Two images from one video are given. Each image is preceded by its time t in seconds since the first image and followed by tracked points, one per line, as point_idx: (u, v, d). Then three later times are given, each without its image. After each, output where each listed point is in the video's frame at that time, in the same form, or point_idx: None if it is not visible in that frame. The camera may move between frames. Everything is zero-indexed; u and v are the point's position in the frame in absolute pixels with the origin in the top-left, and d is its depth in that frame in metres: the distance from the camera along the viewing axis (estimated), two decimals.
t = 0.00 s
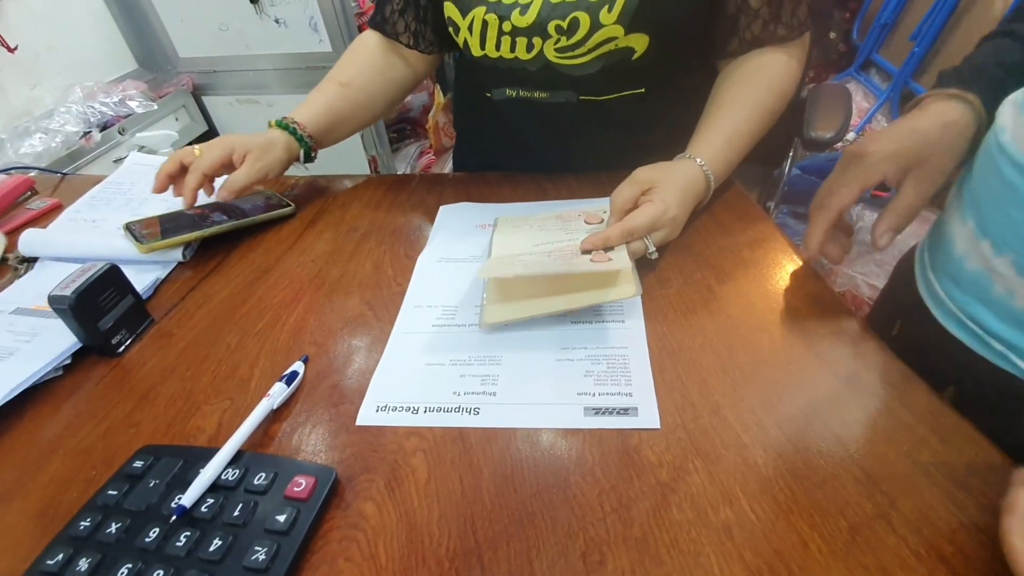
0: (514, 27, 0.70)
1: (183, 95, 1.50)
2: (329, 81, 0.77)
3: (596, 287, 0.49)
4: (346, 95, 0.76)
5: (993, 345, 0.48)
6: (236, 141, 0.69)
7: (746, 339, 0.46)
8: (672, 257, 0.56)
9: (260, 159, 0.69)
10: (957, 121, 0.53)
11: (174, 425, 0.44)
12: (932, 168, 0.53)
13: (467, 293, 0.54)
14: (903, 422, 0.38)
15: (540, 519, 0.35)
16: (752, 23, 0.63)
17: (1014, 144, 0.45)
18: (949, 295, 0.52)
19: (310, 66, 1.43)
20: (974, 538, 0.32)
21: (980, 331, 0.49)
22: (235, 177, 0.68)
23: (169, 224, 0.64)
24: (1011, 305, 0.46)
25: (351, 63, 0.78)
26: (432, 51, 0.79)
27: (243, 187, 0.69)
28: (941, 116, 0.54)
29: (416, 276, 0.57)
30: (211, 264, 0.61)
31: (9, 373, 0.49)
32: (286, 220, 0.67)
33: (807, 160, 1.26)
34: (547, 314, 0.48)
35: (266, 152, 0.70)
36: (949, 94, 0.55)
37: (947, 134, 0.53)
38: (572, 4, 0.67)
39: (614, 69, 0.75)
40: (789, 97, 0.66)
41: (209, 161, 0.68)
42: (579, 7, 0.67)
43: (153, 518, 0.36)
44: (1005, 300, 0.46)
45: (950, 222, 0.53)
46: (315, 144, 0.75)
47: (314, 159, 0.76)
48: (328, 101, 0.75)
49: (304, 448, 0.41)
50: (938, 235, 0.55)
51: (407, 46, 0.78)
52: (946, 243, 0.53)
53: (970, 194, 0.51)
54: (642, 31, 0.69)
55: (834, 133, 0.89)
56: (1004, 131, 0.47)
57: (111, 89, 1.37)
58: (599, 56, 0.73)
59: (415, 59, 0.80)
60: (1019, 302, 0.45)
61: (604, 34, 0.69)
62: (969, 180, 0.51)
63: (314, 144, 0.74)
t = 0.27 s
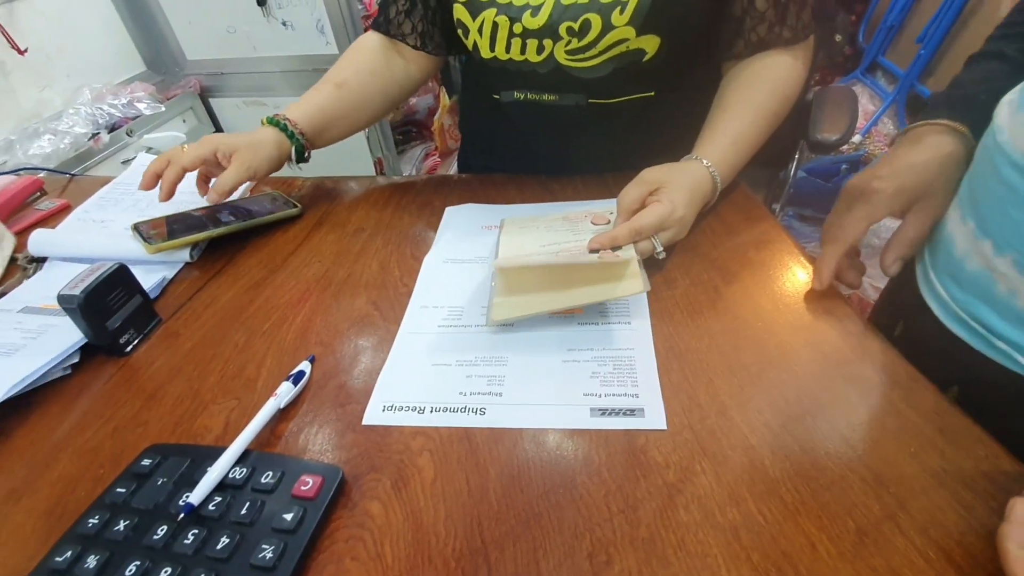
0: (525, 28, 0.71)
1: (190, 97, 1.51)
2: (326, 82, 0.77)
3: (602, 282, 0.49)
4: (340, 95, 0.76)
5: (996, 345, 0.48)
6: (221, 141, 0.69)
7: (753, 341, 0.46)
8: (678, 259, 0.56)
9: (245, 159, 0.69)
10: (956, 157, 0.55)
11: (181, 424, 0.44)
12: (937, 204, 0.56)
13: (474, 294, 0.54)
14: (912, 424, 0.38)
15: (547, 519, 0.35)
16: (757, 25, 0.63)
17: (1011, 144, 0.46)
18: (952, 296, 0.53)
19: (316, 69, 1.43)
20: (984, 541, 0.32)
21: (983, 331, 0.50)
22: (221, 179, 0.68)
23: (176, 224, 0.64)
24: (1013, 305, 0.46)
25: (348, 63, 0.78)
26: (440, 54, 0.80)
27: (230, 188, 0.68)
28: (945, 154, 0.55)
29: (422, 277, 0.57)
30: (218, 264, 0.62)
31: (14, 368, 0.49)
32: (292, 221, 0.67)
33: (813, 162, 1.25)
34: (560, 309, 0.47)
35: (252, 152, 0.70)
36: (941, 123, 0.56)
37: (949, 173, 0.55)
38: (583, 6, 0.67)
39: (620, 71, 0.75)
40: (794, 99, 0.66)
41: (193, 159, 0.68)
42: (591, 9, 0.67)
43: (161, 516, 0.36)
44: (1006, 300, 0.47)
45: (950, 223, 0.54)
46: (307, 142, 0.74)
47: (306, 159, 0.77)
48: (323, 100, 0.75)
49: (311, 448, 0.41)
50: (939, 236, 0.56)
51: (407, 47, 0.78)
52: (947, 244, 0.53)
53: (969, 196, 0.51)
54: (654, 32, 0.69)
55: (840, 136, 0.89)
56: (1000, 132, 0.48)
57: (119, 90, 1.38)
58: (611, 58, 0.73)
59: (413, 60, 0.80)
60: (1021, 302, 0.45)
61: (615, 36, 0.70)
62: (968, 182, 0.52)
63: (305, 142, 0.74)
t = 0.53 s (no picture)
0: (523, 30, 0.71)
1: (195, 98, 1.52)
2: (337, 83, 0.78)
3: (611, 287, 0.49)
4: (353, 97, 0.77)
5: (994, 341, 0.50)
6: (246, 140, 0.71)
7: (757, 342, 0.46)
8: (682, 260, 0.56)
9: (275, 159, 0.71)
10: (935, 175, 0.59)
11: (187, 423, 0.44)
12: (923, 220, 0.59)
13: (478, 293, 0.54)
14: (918, 426, 0.38)
15: (552, 519, 0.35)
16: (760, 28, 0.63)
17: (1006, 144, 0.48)
18: (951, 295, 0.54)
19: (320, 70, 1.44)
20: (992, 542, 0.32)
21: (982, 329, 0.51)
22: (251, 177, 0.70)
23: (181, 224, 0.64)
24: (1011, 302, 0.48)
25: (359, 64, 0.79)
26: (440, 53, 0.80)
27: (261, 186, 0.70)
28: (924, 174, 0.59)
29: (426, 277, 0.57)
30: (223, 264, 0.62)
31: (21, 367, 0.49)
32: (297, 221, 0.67)
33: (817, 164, 1.26)
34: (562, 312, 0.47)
35: (281, 154, 0.71)
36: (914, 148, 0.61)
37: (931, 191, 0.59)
38: (581, 8, 0.68)
39: (623, 72, 0.75)
40: (799, 101, 0.66)
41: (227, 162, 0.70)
42: (589, 11, 0.68)
43: (166, 514, 0.36)
44: (1004, 297, 0.48)
45: (946, 224, 0.55)
46: (324, 143, 0.76)
47: (324, 154, 0.77)
48: (335, 102, 0.76)
49: (315, 447, 0.41)
50: (934, 236, 0.57)
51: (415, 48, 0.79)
52: (944, 244, 0.55)
53: (966, 197, 0.53)
54: (652, 36, 0.70)
55: (844, 137, 0.89)
56: (995, 133, 0.50)
57: (125, 91, 1.39)
58: (607, 59, 0.73)
59: (422, 61, 0.80)
60: (1020, 299, 0.47)
61: (611, 39, 0.70)
62: (963, 183, 0.54)
63: (323, 143, 0.76)
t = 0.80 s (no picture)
0: (528, 31, 0.71)
1: (198, 100, 1.53)
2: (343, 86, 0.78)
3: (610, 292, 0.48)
4: (357, 101, 0.77)
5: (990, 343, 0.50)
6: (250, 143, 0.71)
7: (759, 344, 0.46)
8: (683, 261, 0.56)
9: (274, 158, 0.71)
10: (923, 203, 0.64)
11: (187, 424, 0.44)
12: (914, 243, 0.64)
13: (478, 295, 0.54)
14: (920, 429, 0.38)
15: (552, 522, 0.35)
16: (762, 28, 0.63)
17: (1000, 145, 0.49)
18: (946, 296, 0.54)
19: (323, 72, 1.44)
20: (995, 547, 0.32)
21: (978, 329, 0.51)
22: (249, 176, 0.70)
23: (183, 226, 0.65)
24: (1006, 302, 0.48)
25: (365, 68, 0.79)
26: (446, 57, 0.80)
27: (257, 185, 0.70)
28: (913, 202, 0.64)
29: (427, 278, 0.57)
30: (225, 266, 0.62)
31: (21, 365, 0.49)
32: (298, 223, 0.68)
33: (819, 166, 1.26)
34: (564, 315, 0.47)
35: (281, 154, 0.72)
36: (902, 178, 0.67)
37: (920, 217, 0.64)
38: (586, 10, 0.68)
39: (625, 73, 0.75)
40: (801, 102, 0.66)
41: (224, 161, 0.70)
42: (593, 12, 0.68)
43: (165, 516, 0.36)
44: (999, 298, 0.48)
45: (941, 225, 0.55)
46: (327, 146, 0.76)
47: (327, 160, 0.77)
48: (340, 106, 0.77)
49: (314, 449, 0.41)
50: (930, 237, 0.57)
51: (419, 52, 0.79)
52: (939, 245, 0.55)
53: (961, 197, 0.53)
54: (656, 36, 0.70)
55: (847, 139, 0.89)
56: (989, 134, 0.50)
57: (128, 94, 1.39)
58: (612, 60, 0.73)
59: (426, 64, 0.80)
60: (1016, 299, 0.47)
61: (616, 39, 0.70)
62: (959, 184, 0.54)
63: (326, 147, 0.76)
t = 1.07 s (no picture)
0: (530, 31, 0.71)
1: (200, 102, 1.54)
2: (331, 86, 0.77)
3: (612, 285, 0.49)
4: (346, 101, 0.76)
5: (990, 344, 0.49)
6: (229, 141, 0.70)
7: (759, 346, 0.46)
8: (683, 262, 0.56)
9: (254, 160, 0.70)
10: (921, 210, 0.66)
11: (187, 425, 0.44)
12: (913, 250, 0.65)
13: (478, 297, 0.54)
14: (921, 430, 0.38)
15: (552, 523, 0.35)
16: (761, 29, 0.63)
17: (995, 147, 0.49)
18: (944, 298, 0.54)
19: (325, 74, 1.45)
20: (997, 550, 0.31)
21: (977, 332, 0.51)
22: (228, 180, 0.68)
23: (184, 228, 0.65)
24: (1003, 304, 0.48)
25: (354, 67, 0.78)
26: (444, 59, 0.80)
27: (238, 189, 0.69)
28: (912, 209, 0.66)
29: (427, 279, 0.57)
30: (225, 267, 0.62)
31: (22, 366, 0.49)
32: (299, 224, 0.68)
33: (820, 168, 1.26)
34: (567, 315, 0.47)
35: (261, 155, 0.70)
36: (900, 188, 0.69)
37: (919, 224, 0.65)
38: (587, 10, 0.68)
39: (626, 75, 0.75)
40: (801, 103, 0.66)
41: (203, 162, 0.69)
42: (595, 12, 0.68)
43: (165, 517, 0.36)
44: (997, 299, 0.48)
45: (938, 228, 0.55)
46: (313, 147, 0.75)
47: (313, 162, 0.77)
48: (328, 106, 0.76)
49: (314, 450, 0.41)
50: (928, 240, 0.57)
51: (413, 51, 0.78)
52: (936, 247, 0.55)
53: (958, 200, 0.53)
54: (657, 37, 0.70)
55: (848, 140, 0.89)
56: (985, 137, 0.50)
57: (130, 96, 1.40)
58: (613, 61, 0.73)
59: (420, 63, 0.80)
60: (1013, 301, 0.47)
61: (619, 40, 0.70)
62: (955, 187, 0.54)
63: (311, 147, 0.75)
